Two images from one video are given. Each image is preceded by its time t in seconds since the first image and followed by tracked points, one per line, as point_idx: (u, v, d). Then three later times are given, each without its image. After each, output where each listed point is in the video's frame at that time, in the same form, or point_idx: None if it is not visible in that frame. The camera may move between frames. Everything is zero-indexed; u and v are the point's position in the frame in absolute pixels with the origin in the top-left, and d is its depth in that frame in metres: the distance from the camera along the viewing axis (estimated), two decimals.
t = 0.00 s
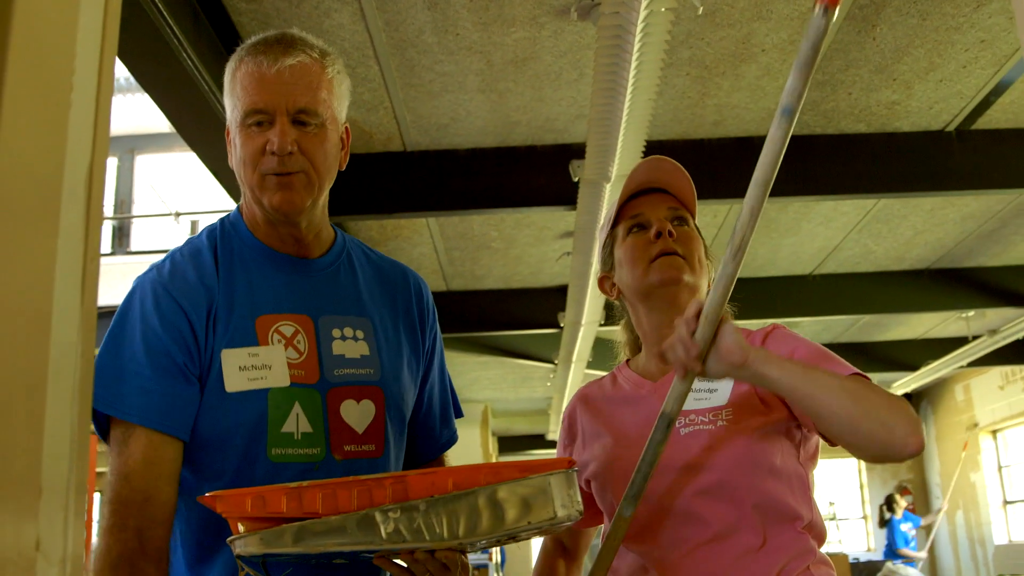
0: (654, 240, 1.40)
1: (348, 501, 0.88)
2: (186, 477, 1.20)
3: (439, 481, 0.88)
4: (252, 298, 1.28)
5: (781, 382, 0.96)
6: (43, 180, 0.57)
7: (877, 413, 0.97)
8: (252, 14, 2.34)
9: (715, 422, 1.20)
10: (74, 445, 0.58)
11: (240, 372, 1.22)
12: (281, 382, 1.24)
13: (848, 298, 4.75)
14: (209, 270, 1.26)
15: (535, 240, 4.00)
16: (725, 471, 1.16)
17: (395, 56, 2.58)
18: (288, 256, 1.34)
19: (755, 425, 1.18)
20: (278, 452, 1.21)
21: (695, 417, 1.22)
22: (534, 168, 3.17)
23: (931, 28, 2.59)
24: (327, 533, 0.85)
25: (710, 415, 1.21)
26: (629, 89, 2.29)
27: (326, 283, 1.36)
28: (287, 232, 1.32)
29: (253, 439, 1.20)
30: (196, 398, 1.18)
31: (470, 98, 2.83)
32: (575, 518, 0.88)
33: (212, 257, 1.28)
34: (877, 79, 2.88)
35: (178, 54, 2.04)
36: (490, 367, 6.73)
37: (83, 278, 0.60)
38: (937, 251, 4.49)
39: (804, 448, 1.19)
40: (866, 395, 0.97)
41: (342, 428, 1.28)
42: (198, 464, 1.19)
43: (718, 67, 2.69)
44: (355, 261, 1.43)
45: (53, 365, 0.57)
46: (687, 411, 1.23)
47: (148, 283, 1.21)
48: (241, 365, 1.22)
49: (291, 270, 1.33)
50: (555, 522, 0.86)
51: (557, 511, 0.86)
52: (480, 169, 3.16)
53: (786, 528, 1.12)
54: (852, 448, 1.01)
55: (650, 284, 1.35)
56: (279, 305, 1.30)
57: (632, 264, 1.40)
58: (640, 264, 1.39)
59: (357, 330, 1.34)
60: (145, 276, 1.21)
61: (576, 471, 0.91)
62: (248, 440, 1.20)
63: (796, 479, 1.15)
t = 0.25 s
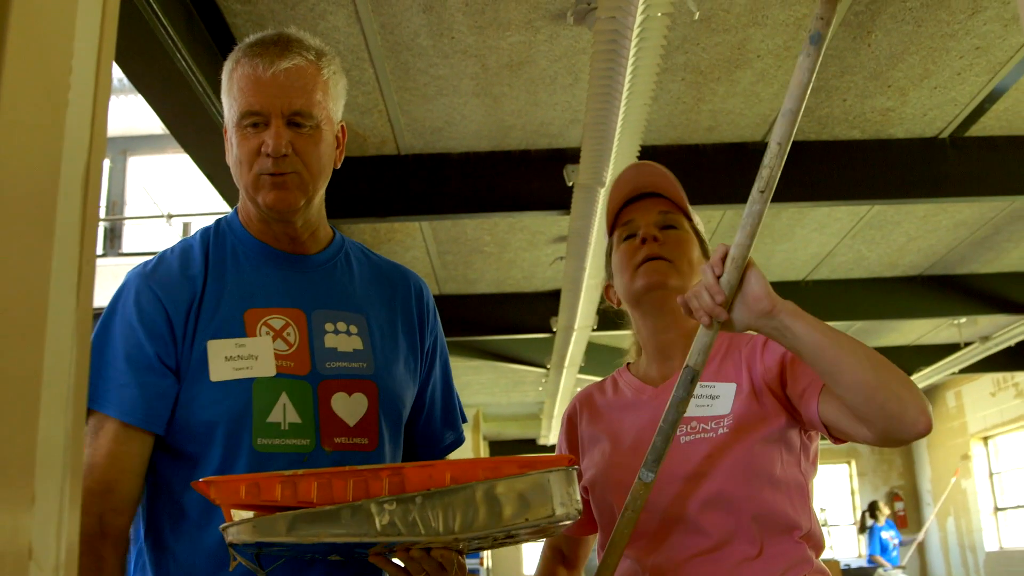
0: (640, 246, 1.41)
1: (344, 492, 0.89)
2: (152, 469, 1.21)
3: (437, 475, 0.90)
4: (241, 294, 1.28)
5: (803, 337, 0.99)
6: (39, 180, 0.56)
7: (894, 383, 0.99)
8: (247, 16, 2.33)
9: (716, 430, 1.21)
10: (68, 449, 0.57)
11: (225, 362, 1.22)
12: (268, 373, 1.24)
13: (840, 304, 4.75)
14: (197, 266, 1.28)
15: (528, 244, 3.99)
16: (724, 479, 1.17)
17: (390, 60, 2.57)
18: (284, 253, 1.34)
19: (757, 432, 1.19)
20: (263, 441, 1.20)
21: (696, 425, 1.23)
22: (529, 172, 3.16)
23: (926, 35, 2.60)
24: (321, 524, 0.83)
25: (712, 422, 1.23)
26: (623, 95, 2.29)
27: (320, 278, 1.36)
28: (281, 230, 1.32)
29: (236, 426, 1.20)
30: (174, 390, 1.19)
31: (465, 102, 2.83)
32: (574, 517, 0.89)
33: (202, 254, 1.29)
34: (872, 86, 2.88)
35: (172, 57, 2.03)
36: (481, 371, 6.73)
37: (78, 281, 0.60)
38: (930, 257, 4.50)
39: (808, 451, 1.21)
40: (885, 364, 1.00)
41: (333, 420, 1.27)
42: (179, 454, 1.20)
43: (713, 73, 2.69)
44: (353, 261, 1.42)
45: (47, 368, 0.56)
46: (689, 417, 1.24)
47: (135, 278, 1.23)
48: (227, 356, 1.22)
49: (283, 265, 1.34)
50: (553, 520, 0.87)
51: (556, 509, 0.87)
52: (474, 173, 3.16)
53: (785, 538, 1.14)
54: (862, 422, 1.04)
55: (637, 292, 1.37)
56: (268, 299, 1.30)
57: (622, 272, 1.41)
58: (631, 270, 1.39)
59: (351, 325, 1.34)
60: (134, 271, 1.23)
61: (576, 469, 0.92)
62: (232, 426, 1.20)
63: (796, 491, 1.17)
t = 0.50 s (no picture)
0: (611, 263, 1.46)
1: (320, 509, 0.87)
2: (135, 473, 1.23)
3: (418, 490, 0.88)
4: (217, 304, 1.28)
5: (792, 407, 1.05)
6: (31, 188, 0.55)
7: (886, 442, 1.04)
8: (244, 22, 2.33)
9: (715, 440, 1.22)
10: (61, 460, 0.57)
11: (202, 375, 1.22)
12: (246, 385, 1.24)
13: (837, 311, 4.75)
14: (177, 278, 1.28)
15: (523, 251, 3.99)
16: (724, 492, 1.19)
17: (386, 66, 2.57)
18: (269, 262, 1.33)
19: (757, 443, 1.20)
20: (242, 455, 1.20)
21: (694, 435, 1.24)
22: (525, 179, 3.16)
23: (922, 42, 2.60)
24: (302, 540, 0.81)
25: (710, 432, 1.24)
26: (620, 103, 2.29)
27: (302, 284, 1.34)
28: (259, 237, 1.31)
29: (214, 440, 1.20)
30: (153, 404, 1.20)
31: (461, 108, 2.83)
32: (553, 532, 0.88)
33: (180, 266, 1.30)
34: (869, 93, 2.88)
35: (169, 63, 2.02)
36: (477, 378, 6.72)
37: (72, 290, 0.59)
38: (926, 265, 4.50)
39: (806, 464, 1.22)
40: (874, 431, 1.05)
41: (313, 430, 1.26)
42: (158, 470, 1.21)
43: (709, 80, 2.68)
44: (338, 263, 1.40)
45: (40, 379, 0.55)
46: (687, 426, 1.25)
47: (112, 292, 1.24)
48: (205, 369, 1.23)
49: (265, 272, 1.32)
50: (537, 536, 0.86)
51: (539, 524, 0.87)
52: (470, 180, 3.15)
53: (785, 549, 1.16)
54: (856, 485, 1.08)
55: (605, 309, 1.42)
56: (248, 308, 1.29)
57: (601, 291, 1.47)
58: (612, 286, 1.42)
59: (333, 332, 1.33)
60: (115, 285, 1.24)
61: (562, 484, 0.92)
62: (210, 440, 1.20)
63: (796, 502, 1.18)
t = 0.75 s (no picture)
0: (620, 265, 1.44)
1: (302, 524, 0.74)
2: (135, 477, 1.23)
3: (401, 503, 0.75)
4: (207, 314, 1.28)
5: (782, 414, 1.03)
6: (31, 193, 0.55)
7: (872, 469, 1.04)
8: (247, 26, 2.33)
9: (725, 442, 1.22)
10: (61, 465, 0.56)
11: (194, 387, 1.22)
12: (239, 395, 1.23)
13: (840, 315, 4.74)
14: (167, 289, 1.28)
15: (526, 255, 3.99)
16: (734, 495, 1.19)
17: (389, 70, 2.57)
18: (259, 266, 1.33)
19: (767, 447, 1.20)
20: (237, 466, 1.20)
21: (704, 437, 1.24)
22: (528, 183, 3.16)
23: (926, 46, 2.59)
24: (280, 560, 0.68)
25: (720, 434, 1.23)
26: (623, 107, 2.29)
27: (293, 289, 1.34)
28: (246, 239, 1.30)
29: (208, 453, 1.20)
30: (145, 419, 1.20)
31: (465, 112, 2.83)
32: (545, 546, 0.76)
33: (168, 276, 1.30)
34: (873, 97, 2.88)
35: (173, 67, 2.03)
36: (480, 382, 6.72)
37: (72, 295, 0.59)
38: (929, 268, 4.49)
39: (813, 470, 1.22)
40: (861, 453, 1.04)
41: (307, 436, 1.26)
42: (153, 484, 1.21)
43: (712, 83, 2.68)
44: (325, 262, 1.40)
45: (40, 384, 0.55)
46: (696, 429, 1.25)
47: (102, 307, 1.25)
48: (196, 380, 1.23)
49: (255, 277, 1.32)
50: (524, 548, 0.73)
51: (525, 535, 0.74)
52: (473, 183, 3.15)
53: (793, 553, 1.16)
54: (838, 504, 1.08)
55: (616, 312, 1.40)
56: (239, 316, 1.29)
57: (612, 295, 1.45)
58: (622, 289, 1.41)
59: (325, 334, 1.32)
60: (106, 301, 1.25)
61: (550, 494, 0.78)
62: (205, 452, 1.20)
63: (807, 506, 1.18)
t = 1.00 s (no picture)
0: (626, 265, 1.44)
1: (298, 522, 0.73)
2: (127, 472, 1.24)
3: (398, 502, 0.74)
4: (202, 310, 1.28)
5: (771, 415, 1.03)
6: (26, 199, 0.55)
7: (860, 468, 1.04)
8: (246, 29, 2.33)
9: (725, 445, 1.22)
10: (58, 472, 0.56)
11: (189, 380, 1.22)
12: (233, 387, 1.23)
13: (840, 318, 4.75)
14: (163, 288, 1.29)
15: (526, 257, 3.99)
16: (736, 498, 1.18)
17: (389, 72, 2.57)
18: (249, 261, 1.33)
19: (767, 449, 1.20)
20: (231, 458, 1.19)
21: (703, 439, 1.24)
22: (528, 185, 3.16)
23: (926, 49, 2.59)
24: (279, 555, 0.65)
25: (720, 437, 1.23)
26: (622, 110, 2.29)
27: (289, 286, 1.35)
28: (239, 232, 1.31)
29: (202, 446, 1.20)
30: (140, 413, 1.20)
31: (465, 114, 2.83)
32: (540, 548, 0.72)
33: (164, 274, 1.30)
34: (872, 100, 2.88)
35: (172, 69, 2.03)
36: (480, 384, 6.72)
37: (69, 300, 0.58)
38: (929, 271, 4.49)
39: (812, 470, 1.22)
40: (850, 451, 1.04)
41: (303, 429, 1.25)
42: (147, 478, 1.21)
43: (712, 86, 2.68)
44: (322, 260, 1.41)
45: (37, 392, 0.55)
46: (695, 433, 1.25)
47: (100, 304, 1.25)
48: (191, 373, 1.23)
49: (251, 275, 1.33)
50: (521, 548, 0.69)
51: (523, 534, 0.70)
52: (473, 185, 3.15)
53: (795, 555, 1.16)
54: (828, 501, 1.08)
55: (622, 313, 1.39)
56: (234, 311, 1.29)
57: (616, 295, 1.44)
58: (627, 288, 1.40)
59: (320, 330, 1.32)
60: (103, 299, 1.25)
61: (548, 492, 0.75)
62: (199, 446, 1.20)
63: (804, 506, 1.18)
